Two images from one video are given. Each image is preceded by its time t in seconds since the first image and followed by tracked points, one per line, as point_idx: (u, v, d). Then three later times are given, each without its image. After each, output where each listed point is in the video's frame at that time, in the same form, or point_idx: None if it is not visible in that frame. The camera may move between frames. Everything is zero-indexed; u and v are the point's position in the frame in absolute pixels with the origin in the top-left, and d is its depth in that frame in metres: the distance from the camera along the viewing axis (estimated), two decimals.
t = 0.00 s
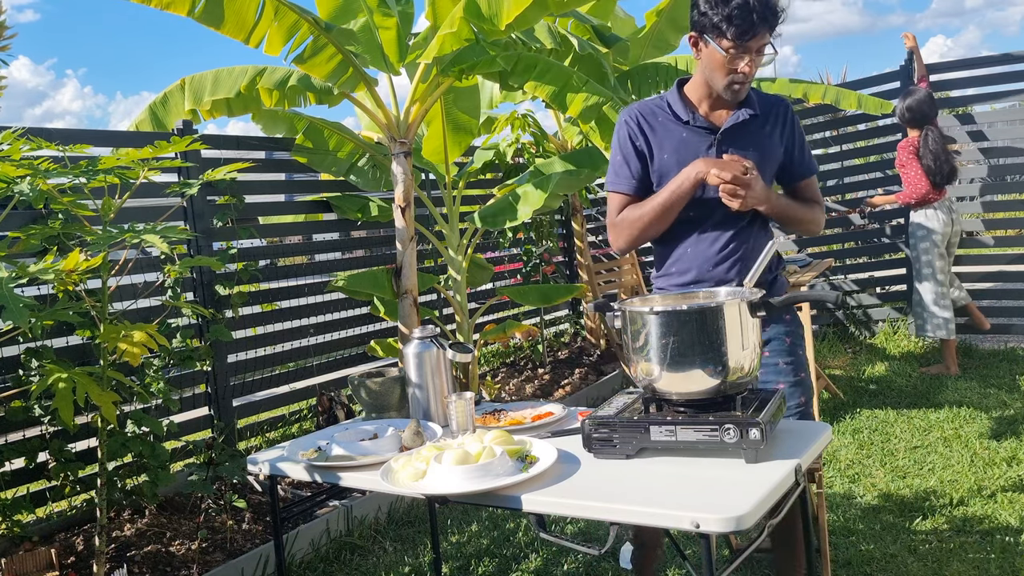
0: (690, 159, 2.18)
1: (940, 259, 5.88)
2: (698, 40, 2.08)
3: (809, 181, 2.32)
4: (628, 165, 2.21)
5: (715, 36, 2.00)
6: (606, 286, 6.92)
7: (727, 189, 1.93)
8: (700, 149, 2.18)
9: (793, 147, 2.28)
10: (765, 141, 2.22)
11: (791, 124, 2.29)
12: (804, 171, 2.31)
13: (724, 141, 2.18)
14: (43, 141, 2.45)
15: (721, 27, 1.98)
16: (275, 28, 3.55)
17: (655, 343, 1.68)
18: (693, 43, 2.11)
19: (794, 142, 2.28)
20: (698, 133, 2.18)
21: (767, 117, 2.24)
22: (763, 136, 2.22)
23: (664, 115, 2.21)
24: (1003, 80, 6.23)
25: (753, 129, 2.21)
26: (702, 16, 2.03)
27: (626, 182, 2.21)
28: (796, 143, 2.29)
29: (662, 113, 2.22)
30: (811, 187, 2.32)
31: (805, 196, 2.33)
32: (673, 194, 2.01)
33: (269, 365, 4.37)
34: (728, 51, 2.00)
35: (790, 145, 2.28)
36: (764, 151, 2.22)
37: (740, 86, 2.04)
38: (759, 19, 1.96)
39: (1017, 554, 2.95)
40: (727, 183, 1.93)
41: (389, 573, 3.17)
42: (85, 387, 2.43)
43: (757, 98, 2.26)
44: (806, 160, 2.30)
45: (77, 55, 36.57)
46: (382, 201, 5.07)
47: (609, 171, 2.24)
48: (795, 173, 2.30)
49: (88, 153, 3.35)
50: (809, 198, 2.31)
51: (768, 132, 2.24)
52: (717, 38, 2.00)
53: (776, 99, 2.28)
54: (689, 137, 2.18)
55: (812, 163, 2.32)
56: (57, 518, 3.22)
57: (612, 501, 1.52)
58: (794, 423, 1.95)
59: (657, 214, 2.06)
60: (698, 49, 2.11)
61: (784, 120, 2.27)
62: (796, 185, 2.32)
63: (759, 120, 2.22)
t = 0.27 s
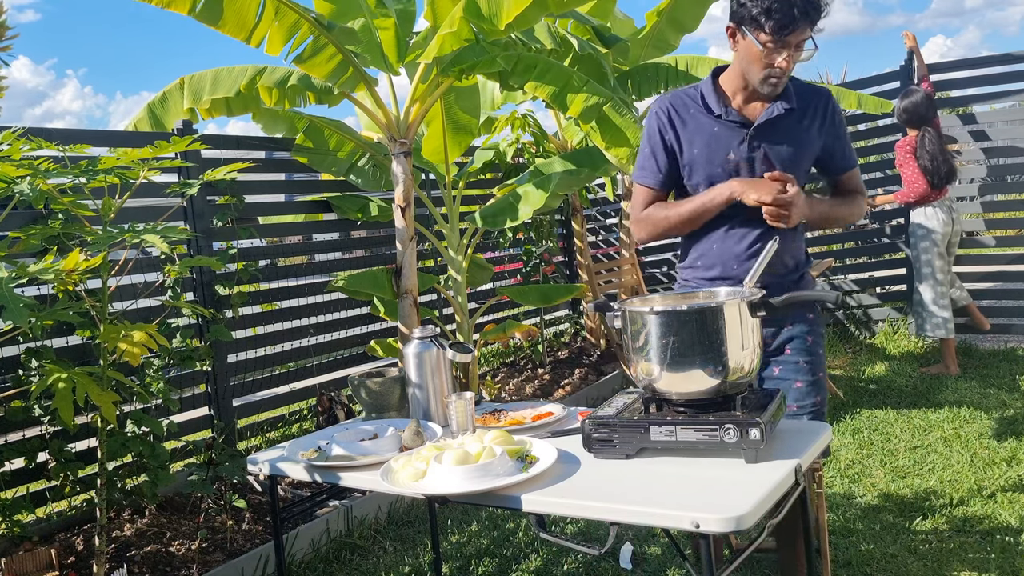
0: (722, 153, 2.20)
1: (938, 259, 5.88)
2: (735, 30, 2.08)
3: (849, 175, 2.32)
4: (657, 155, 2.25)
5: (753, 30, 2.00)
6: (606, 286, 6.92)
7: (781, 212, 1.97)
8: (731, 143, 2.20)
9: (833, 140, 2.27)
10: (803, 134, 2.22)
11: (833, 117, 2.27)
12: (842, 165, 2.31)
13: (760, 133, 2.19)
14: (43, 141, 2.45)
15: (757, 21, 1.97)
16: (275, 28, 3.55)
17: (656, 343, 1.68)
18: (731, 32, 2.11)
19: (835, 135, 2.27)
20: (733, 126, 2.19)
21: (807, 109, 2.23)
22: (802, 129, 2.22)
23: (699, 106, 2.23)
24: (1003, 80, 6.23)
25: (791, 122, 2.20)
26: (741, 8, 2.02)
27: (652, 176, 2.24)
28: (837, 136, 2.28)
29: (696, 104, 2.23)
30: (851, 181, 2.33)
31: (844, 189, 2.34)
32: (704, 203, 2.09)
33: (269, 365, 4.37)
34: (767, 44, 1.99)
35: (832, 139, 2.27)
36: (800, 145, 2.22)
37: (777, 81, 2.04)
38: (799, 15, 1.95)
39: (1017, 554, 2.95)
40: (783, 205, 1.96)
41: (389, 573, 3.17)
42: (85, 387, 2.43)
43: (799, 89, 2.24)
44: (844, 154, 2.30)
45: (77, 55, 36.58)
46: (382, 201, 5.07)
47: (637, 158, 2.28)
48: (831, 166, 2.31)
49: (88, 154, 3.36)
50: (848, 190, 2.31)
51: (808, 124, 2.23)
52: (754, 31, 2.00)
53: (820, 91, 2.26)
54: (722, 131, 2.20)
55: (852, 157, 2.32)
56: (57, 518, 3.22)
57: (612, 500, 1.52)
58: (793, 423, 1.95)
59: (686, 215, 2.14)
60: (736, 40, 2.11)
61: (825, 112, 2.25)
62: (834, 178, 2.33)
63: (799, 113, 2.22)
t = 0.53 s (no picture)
0: (745, 164, 2.20)
1: (936, 259, 5.88)
2: (764, 43, 2.07)
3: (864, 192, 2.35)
4: (677, 163, 2.26)
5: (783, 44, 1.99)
6: (606, 286, 6.92)
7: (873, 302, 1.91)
8: (755, 155, 2.19)
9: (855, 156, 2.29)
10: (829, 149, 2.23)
11: (859, 131, 2.28)
12: (858, 180, 2.34)
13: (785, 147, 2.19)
14: (43, 141, 2.44)
15: (788, 35, 1.95)
16: (275, 28, 3.55)
17: (656, 343, 1.68)
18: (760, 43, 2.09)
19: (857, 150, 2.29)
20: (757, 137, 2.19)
21: (833, 124, 2.23)
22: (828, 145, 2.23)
23: (723, 113, 2.22)
24: (1003, 80, 6.23)
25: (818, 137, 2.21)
26: (772, 22, 2.00)
27: (667, 181, 2.26)
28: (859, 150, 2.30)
29: (720, 111, 2.23)
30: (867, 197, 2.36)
31: (858, 209, 2.37)
32: (710, 240, 2.11)
33: (269, 365, 4.37)
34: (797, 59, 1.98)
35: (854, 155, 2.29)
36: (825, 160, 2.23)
37: (807, 96, 2.04)
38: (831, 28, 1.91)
39: (1017, 554, 2.95)
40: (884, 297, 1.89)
41: (389, 573, 3.17)
42: (85, 387, 2.43)
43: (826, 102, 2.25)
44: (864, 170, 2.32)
45: (77, 55, 36.58)
46: (382, 201, 5.07)
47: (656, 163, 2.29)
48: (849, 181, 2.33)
49: (88, 154, 3.36)
50: (861, 208, 2.35)
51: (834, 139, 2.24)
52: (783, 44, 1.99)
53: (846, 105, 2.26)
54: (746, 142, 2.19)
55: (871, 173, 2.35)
56: (57, 518, 3.22)
57: (612, 500, 1.52)
58: (794, 423, 1.95)
59: (691, 242, 2.17)
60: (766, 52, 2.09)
61: (852, 126, 2.26)
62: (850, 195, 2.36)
63: (828, 129, 2.22)
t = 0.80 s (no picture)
0: (799, 182, 2.13)
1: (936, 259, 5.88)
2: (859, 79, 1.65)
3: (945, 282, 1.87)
4: (747, 148, 2.27)
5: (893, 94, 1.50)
6: (606, 286, 6.92)
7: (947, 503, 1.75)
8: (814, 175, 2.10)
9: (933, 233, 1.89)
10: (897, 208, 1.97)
11: (951, 207, 1.87)
12: (939, 268, 1.86)
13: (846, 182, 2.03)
14: (43, 141, 2.44)
15: (891, 79, 1.49)
16: (275, 28, 3.55)
17: (656, 343, 1.68)
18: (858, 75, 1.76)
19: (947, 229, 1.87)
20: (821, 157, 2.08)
21: (918, 186, 1.92)
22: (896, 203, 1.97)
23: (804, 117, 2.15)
24: (1003, 80, 6.23)
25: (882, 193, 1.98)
26: (875, 57, 1.52)
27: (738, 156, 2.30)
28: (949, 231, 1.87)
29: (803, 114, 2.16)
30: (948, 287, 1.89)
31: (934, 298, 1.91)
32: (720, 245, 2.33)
33: (269, 365, 4.37)
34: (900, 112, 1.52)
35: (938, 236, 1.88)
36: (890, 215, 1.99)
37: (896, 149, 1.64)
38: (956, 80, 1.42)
39: (1017, 554, 2.95)
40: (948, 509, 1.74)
41: (389, 573, 3.17)
42: (85, 387, 2.43)
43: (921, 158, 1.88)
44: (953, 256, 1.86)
45: (77, 55, 36.58)
46: (382, 201, 5.07)
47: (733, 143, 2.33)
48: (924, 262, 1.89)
49: (88, 154, 3.36)
50: (933, 306, 1.87)
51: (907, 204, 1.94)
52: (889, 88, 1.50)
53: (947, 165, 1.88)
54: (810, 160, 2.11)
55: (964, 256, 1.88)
56: (57, 518, 3.22)
57: (612, 499, 1.52)
58: (794, 422, 1.95)
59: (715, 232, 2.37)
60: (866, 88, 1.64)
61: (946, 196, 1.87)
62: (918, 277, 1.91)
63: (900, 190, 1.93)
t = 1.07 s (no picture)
0: (846, 234, 2.12)
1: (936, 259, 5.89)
2: (940, 190, 1.64)
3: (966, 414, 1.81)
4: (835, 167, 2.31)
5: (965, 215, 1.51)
6: (606, 286, 6.92)
7: None
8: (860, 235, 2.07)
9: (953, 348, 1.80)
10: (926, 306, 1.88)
11: (983, 327, 1.74)
12: (963, 386, 1.78)
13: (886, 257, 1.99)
14: (43, 141, 2.44)
15: (967, 207, 1.49)
16: (275, 27, 3.55)
17: (656, 343, 1.68)
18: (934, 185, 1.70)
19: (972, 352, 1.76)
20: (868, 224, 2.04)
21: (959, 299, 1.77)
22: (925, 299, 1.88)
23: (872, 174, 2.14)
24: (1003, 80, 6.23)
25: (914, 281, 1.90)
26: (960, 180, 1.52)
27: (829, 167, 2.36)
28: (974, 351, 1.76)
29: (872, 170, 2.15)
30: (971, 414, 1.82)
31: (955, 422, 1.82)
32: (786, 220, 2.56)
33: (269, 365, 4.37)
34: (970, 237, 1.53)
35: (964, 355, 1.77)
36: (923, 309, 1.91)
37: (955, 271, 1.69)
38: None
39: (1017, 554, 2.95)
40: None
41: (389, 573, 3.17)
42: (85, 387, 2.43)
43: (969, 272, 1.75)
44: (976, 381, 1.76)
45: (77, 55, 36.60)
46: (382, 201, 5.07)
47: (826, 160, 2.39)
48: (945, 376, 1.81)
49: (88, 154, 3.36)
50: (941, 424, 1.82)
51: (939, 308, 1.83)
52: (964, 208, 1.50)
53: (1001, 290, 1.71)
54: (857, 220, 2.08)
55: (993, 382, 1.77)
56: (57, 518, 3.22)
57: (611, 499, 1.52)
58: (794, 422, 1.95)
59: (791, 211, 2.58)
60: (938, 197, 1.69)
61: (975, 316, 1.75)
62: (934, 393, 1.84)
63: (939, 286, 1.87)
